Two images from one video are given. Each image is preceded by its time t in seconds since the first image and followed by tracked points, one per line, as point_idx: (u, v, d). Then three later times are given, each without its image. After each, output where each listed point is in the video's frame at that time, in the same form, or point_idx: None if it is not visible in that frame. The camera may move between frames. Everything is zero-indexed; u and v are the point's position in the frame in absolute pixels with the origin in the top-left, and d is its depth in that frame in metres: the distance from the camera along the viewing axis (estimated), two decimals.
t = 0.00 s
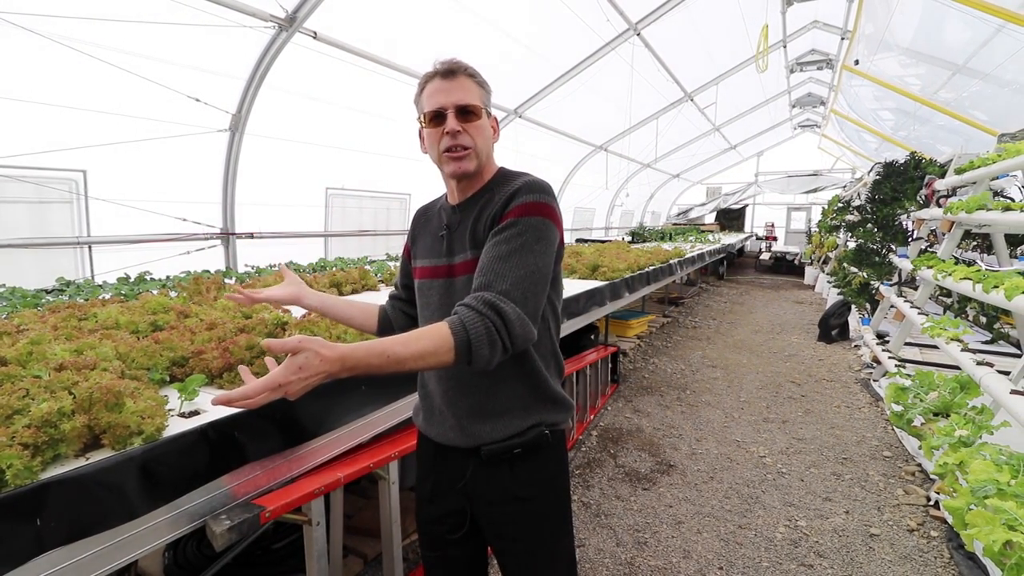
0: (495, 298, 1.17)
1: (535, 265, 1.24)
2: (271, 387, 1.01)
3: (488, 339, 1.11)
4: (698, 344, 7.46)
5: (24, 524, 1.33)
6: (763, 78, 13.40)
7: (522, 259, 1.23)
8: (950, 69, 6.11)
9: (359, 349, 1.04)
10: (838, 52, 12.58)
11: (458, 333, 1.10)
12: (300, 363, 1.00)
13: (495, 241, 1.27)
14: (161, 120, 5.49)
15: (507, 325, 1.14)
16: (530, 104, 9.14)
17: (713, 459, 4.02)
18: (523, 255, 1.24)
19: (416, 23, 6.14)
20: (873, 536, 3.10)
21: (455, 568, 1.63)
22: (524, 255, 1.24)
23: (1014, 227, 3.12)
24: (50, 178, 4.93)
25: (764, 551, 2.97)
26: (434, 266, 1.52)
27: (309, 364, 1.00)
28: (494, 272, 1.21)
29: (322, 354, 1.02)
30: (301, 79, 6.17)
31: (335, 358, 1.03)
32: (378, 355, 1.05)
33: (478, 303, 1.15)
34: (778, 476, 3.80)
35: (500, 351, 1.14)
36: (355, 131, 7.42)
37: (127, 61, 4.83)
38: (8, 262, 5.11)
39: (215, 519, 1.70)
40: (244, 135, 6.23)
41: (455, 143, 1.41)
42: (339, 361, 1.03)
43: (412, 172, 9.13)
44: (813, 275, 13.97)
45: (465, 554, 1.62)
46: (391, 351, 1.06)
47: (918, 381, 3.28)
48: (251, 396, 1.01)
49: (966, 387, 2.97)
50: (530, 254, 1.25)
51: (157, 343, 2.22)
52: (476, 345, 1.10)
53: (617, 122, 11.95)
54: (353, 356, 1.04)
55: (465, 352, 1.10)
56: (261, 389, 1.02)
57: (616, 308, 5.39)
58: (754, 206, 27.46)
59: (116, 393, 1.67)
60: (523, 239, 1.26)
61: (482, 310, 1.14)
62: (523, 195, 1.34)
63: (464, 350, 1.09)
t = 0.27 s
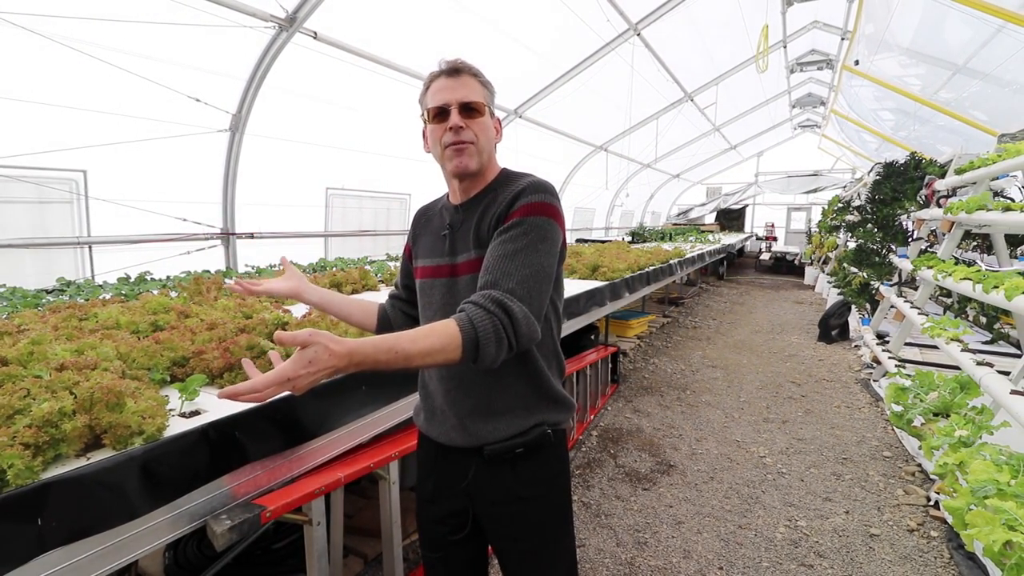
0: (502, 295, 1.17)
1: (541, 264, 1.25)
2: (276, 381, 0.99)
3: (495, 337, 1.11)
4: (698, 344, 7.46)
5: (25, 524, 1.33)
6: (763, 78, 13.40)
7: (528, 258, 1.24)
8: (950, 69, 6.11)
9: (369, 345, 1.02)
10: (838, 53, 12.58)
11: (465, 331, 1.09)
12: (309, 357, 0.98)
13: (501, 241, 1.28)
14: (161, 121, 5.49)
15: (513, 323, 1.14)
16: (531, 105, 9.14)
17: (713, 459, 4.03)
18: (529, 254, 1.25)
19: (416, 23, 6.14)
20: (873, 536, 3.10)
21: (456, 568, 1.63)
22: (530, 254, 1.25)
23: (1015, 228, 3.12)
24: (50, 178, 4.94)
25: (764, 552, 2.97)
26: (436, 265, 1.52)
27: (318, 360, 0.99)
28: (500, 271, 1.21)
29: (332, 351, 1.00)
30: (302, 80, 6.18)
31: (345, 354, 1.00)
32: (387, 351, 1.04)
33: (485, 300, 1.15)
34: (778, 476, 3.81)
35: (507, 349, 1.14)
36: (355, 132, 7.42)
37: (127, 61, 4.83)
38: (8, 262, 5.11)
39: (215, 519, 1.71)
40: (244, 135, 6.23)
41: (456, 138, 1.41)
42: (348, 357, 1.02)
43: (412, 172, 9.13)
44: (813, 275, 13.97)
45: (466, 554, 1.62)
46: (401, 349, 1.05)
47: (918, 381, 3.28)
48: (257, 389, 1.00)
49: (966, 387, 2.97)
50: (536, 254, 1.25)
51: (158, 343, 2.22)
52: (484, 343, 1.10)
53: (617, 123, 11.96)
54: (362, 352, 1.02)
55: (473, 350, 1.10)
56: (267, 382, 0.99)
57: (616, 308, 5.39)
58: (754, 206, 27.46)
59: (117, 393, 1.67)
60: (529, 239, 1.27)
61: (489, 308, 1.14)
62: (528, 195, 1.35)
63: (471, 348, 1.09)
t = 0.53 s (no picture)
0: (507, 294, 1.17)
1: (545, 265, 1.25)
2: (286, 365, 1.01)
3: (500, 334, 1.11)
4: (698, 344, 7.46)
5: (26, 524, 1.33)
6: (763, 78, 13.39)
7: (532, 258, 1.24)
8: (950, 69, 6.10)
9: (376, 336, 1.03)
10: (838, 53, 12.58)
11: (470, 328, 1.09)
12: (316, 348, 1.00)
13: (505, 240, 1.28)
14: (161, 121, 5.49)
15: (518, 322, 1.14)
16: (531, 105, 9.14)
17: (713, 459, 4.03)
18: (533, 254, 1.25)
19: (416, 23, 6.14)
20: (873, 536, 3.10)
21: (457, 567, 1.63)
22: (534, 254, 1.25)
23: (1014, 228, 3.12)
24: (50, 178, 4.94)
25: (763, 551, 2.97)
26: (439, 265, 1.52)
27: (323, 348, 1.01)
28: (505, 270, 1.21)
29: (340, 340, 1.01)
30: (302, 80, 6.18)
31: (350, 344, 1.01)
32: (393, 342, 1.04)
33: (489, 299, 1.15)
34: (778, 476, 3.81)
35: (511, 348, 1.14)
36: (355, 132, 7.42)
37: (128, 61, 4.83)
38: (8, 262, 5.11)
39: (215, 519, 1.72)
40: (244, 135, 6.23)
41: (462, 146, 1.42)
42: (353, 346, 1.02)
43: (412, 172, 9.13)
44: (813, 275, 13.97)
45: (467, 554, 1.62)
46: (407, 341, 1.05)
47: (918, 381, 3.29)
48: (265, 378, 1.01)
49: (965, 387, 2.97)
50: (539, 253, 1.26)
51: (158, 343, 2.22)
52: (488, 341, 1.10)
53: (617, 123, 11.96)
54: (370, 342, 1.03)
55: (477, 348, 1.10)
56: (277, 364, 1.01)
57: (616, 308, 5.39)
58: (754, 206, 27.46)
59: (117, 393, 1.68)
60: (532, 239, 1.27)
61: (494, 306, 1.14)
62: (532, 196, 1.35)
63: (476, 346, 1.09)
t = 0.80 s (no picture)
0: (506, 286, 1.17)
1: (546, 261, 1.26)
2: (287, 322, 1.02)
3: (499, 325, 1.11)
4: (698, 344, 7.46)
5: (26, 524, 1.33)
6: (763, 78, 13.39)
7: (533, 254, 1.24)
8: (950, 69, 6.10)
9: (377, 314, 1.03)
10: (838, 53, 12.58)
11: (470, 316, 1.09)
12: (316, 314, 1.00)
13: (507, 235, 1.28)
14: (161, 121, 5.49)
15: (517, 313, 1.14)
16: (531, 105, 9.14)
17: (713, 459, 4.03)
18: (535, 250, 1.25)
19: (416, 23, 6.14)
20: (873, 536, 3.10)
21: (458, 566, 1.63)
22: (535, 250, 1.25)
23: (1015, 228, 3.12)
24: (50, 178, 4.94)
25: (764, 551, 2.97)
26: (441, 264, 1.52)
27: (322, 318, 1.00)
28: (505, 263, 1.21)
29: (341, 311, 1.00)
30: (302, 80, 6.18)
31: (349, 318, 1.00)
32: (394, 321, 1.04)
33: (488, 290, 1.15)
34: (778, 476, 3.81)
35: (509, 339, 1.14)
36: (355, 132, 7.42)
37: (128, 62, 4.83)
38: (8, 262, 5.11)
39: (216, 519, 1.72)
40: (244, 135, 6.24)
41: (465, 148, 1.42)
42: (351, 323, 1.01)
43: (412, 171, 9.13)
44: (813, 275, 13.96)
45: (469, 552, 1.62)
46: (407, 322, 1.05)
47: (918, 381, 3.29)
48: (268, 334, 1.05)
49: (966, 387, 2.96)
50: (541, 250, 1.26)
51: (158, 343, 2.22)
52: (487, 330, 1.09)
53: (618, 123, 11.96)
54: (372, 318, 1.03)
55: (475, 337, 1.09)
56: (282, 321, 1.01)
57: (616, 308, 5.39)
58: (754, 206, 27.47)
59: (118, 393, 1.68)
60: (534, 235, 1.27)
61: (494, 297, 1.14)
62: (535, 194, 1.35)
63: (474, 335, 1.09)
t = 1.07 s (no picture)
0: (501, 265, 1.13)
1: (543, 254, 1.24)
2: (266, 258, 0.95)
3: (489, 301, 1.04)
4: (698, 345, 7.47)
5: (27, 523, 1.33)
6: (763, 78, 13.38)
7: (531, 245, 1.23)
8: (951, 69, 6.10)
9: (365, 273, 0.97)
10: (838, 52, 12.57)
11: (461, 288, 1.02)
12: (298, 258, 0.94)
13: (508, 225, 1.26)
14: (161, 121, 5.50)
15: (510, 291, 1.08)
16: (531, 104, 9.14)
17: (713, 459, 4.03)
18: (532, 242, 1.24)
19: (416, 24, 6.14)
20: (874, 536, 3.10)
21: (460, 564, 1.63)
22: (533, 242, 1.24)
23: (1015, 228, 3.11)
24: (51, 178, 4.95)
25: (764, 552, 2.97)
26: (444, 261, 1.53)
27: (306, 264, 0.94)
28: (502, 249, 1.19)
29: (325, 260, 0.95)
30: (302, 80, 6.18)
31: (336, 269, 0.94)
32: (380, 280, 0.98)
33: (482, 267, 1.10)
34: (778, 476, 3.81)
35: (498, 320, 1.07)
36: (355, 132, 7.42)
37: (129, 62, 4.83)
38: (8, 262, 5.12)
39: (217, 519, 1.72)
40: (244, 135, 6.24)
41: (472, 149, 1.41)
42: (334, 277, 0.94)
43: (412, 171, 9.14)
44: (813, 275, 13.95)
45: (471, 549, 1.62)
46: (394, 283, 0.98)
47: (918, 381, 3.29)
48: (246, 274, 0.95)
49: (966, 387, 2.96)
50: (539, 243, 1.25)
51: (159, 343, 2.22)
52: (478, 303, 1.03)
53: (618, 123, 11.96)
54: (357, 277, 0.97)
55: (464, 310, 1.02)
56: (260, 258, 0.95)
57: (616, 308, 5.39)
58: (754, 206, 27.47)
59: (118, 393, 1.68)
60: (535, 227, 1.27)
61: (489, 273, 1.09)
62: (537, 190, 1.35)
63: (461, 309, 1.02)
